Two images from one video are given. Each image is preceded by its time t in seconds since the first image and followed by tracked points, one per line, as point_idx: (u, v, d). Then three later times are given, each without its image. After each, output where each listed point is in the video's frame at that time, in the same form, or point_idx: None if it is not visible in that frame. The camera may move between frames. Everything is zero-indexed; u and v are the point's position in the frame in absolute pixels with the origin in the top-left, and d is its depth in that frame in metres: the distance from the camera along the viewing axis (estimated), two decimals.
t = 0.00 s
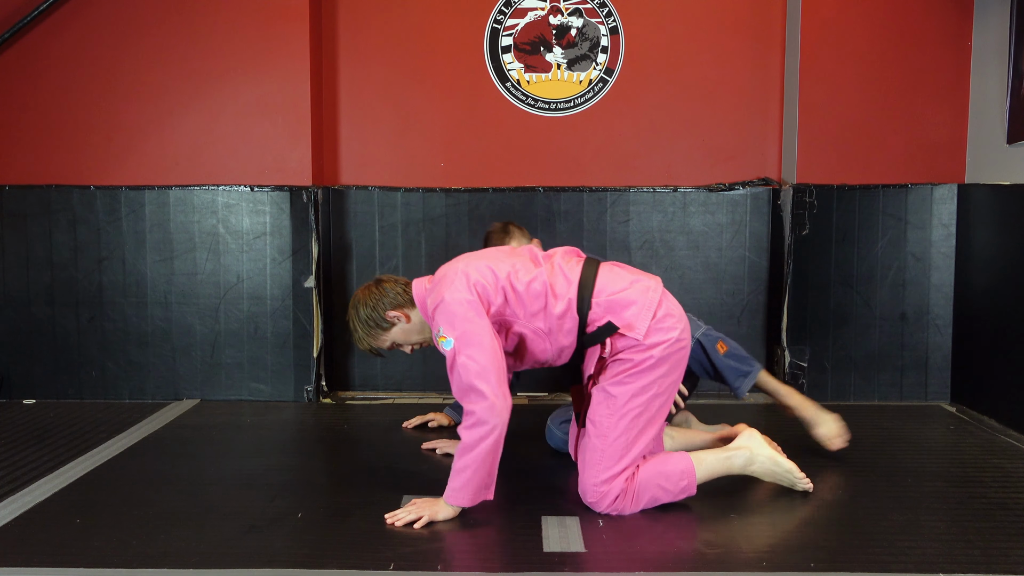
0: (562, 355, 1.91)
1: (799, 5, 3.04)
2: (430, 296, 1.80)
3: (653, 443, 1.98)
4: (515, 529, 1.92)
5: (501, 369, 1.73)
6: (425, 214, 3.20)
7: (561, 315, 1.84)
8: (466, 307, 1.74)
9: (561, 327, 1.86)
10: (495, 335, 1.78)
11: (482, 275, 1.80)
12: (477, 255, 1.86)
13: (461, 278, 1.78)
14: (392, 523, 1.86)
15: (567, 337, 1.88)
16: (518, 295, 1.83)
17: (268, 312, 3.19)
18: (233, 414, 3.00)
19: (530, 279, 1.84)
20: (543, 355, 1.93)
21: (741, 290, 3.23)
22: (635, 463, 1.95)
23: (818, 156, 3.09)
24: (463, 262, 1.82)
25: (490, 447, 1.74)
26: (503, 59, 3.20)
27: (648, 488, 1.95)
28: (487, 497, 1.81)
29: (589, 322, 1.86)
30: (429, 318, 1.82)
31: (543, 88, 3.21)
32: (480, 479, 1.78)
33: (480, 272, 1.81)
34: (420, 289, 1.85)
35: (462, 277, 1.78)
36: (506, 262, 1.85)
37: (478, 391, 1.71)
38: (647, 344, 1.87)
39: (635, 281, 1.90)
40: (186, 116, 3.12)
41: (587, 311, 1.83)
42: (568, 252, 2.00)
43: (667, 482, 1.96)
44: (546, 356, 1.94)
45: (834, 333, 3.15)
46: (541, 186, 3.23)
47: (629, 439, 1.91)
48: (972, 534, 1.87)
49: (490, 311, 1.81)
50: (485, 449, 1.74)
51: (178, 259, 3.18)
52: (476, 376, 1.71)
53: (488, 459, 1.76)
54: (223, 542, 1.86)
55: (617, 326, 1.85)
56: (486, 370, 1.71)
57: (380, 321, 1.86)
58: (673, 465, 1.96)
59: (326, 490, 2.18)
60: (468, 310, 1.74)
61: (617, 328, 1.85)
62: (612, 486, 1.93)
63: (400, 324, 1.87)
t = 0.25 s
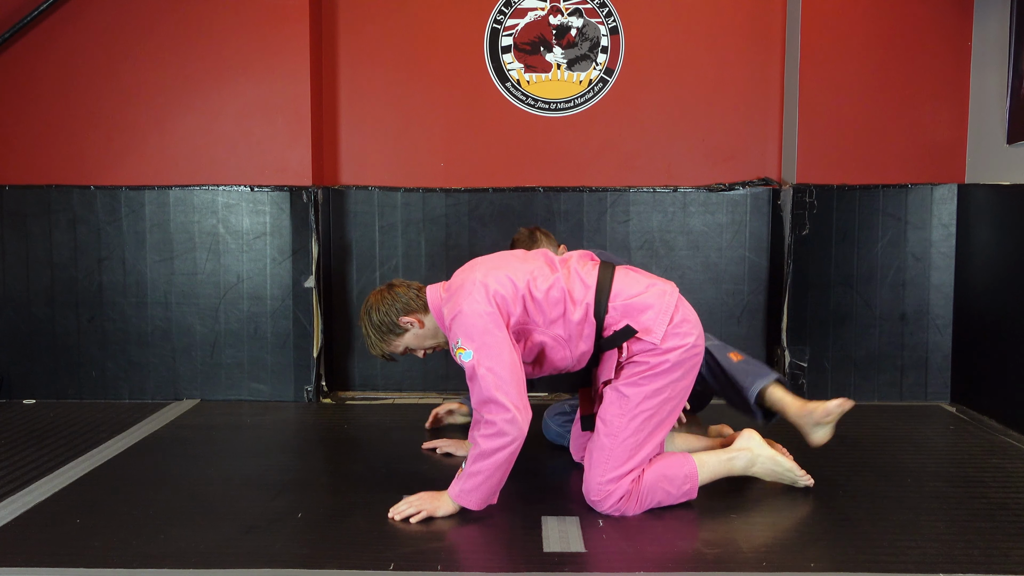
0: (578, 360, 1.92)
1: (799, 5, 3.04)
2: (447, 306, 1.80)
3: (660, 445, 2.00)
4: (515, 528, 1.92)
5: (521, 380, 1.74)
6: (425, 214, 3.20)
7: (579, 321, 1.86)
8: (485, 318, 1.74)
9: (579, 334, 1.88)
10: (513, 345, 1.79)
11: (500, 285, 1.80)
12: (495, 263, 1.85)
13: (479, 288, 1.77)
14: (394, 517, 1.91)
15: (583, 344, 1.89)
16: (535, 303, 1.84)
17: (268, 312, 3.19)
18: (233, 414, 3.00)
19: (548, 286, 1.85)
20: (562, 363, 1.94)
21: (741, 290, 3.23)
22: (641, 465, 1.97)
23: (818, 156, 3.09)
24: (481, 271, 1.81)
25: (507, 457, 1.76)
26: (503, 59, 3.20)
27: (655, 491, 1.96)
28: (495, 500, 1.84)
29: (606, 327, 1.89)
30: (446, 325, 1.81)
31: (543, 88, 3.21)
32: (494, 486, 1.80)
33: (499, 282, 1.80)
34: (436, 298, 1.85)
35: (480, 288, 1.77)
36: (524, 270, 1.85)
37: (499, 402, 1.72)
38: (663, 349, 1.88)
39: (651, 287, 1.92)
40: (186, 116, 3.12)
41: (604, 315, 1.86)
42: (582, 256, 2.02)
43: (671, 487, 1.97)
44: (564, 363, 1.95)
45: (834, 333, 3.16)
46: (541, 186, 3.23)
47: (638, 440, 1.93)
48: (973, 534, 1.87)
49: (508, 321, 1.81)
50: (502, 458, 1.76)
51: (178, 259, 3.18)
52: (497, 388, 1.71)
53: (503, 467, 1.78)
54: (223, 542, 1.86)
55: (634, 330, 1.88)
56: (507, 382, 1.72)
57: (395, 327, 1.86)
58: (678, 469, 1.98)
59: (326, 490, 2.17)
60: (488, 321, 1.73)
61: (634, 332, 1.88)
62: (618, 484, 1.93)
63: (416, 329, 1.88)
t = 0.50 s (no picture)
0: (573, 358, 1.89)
1: (799, 5, 3.04)
2: (442, 304, 1.77)
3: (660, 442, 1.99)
4: (515, 529, 1.92)
5: (512, 378, 1.75)
6: (425, 214, 3.20)
7: (573, 319, 1.82)
8: (478, 317, 1.72)
9: (573, 332, 1.84)
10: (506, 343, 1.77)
11: (495, 283, 1.76)
12: (490, 261, 1.82)
13: (474, 285, 1.74)
14: (388, 509, 1.95)
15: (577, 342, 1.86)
16: (529, 301, 1.80)
17: (268, 312, 3.19)
18: (234, 414, 3.00)
19: (542, 283, 1.80)
20: (554, 361, 1.90)
21: (741, 290, 3.23)
22: (642, 466, 1.97)
23: (818, 156, 3.09)
24: (476, 269, 1.78)
25: (499, 453, 1.79)
26: (503, 59, 3.20)
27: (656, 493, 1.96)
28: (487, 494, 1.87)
29: (600, 325, 1.84)
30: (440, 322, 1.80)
31: (543, 88, 3.21)
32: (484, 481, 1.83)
33: (493, 279, 1.77)
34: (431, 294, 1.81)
35: (475, 286, 1.74)
36: (518, 267, 1.81)
37: (490, 401, 1.73)
38: (659, 347, 1.85)
39: (647, 285, 1.88)
40: (186, 116, 3.12)
41: (599, 314, 1.80)
42: (575, 251, 1.96)
43: (671, 488, 1.98)
44: (558, 362, 1.92)
45: (833, 333, 3.16)
46: (541, 187, 3.23)
47: (637, 439, 1.92)
48: (973, 534, 1.87)
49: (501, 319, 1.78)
50: (492, 455, 1.79)
51: (178, 259, 3.18)
52: (489, 387, 1.72)
53: (494, 464, 1.81)
54: (223, 542, 1.86)
55: (629, 329, 1.83)
56: (499, 381, 1.72)
57: (392, 327, 1.84)
58: (679, 471, 1.99)
59: (326, 490, 2.18)
60: (481, 320, 1.71)
61: (629, 331, 1.83)
62: (620, 485, 1.92)
63: (411, 328, 1.85)
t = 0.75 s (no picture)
0: (552, 353, 1.90)
1: (799, 5, 3.04)
2: (422, 289, 1.80)
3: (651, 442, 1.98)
4: (515, 528, 1.92)
5: (488, 365, 1.76)
6: (425, 214, 3.20)
7: (552, 313, 1.82)
8: (456, 301, 1.74)
9: (551, 325, 1.83)
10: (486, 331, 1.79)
11: (475, 270, 1.80)
12: (472, 252, 1.86)
13: (454, 271, 1.78)
14: (387, 509, 1.96)
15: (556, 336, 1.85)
16: (509, 292, 1.82)
17: (268, 312, 3.19)
18: (234, 414, 3.00)
19: (522, 275, 1.82)
20: (532, 353, 1.92)
21: (741, 290, 3.23)
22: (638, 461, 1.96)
23: (818, 156, 3.09)
24: (457, 256, 1.81)
25: (478, 440, 1.78)
26: (503, 59, 3.20)
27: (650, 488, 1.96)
28: (476, 487, 1.85)
29: (580, 323, 1.84)
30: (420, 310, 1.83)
31: (543, 88, 3.21)
32: (468, 471, 1.82)
33: (473, 267, 1.80)
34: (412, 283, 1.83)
35: (455, 271, 1.77)
36: (500, 259, 1.84)
37: (465, 385, 1.73)
38: (640, 343, 1.86)
39: (627, 281, 1.87)
40: (186, 116, 3.12)
41: (577, 311, 1.81)
42: (562, 250, 1.99)
43: (669, 484, 1.98)
44: (535, 354, 1.93)
45: (834, 333, 3.15)
46: (541, 187, 3.23)
47: (629, 436, 1.91)
48: (973, 534, 1.87)
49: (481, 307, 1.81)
50: (473, 445, 1.78)
51: (178, 259, 3.18)
52: (464, 371, 1.73)
53: (476, 451, 1.79)
54: (222, 542, 1.85)
55: (609, 325, 1.83)
56: (474, 365, 1.73)
57: (373, 315, 1.83)
58: (674, 466, 1.99)
59: (326, 490, 2.17)
60: (460, 304, 1.74)
61: (608, 328, 1.83)
62: (616, 483, 1.92)
63: (393, 317, 1.85)
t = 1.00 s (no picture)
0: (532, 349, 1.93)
1: (799, 5, 3.04)
2: (404, 281, 1.81)
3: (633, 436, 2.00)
4: (515, 528, 1.92)
5: (471, 358, 1.77)
6: (425, 214, 3.20)
7: (533, 308, 1.85)
8: (440, 293, 1.76)
9: (532, 320, 1.86)
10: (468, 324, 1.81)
11: (458, 262, 1.82)
12: (454, 245, 1.88)
13: (437, 262, 1.80)
14: (387, 510, 1.96)
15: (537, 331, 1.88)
16: (491, 286, 1.84)
17: (268, 312, 3.19)
18: (234, 414, 3.00)
19: (504, 269, 1.85)
20: (512, 347, 1.93)
21: (741, 290, 3.23)
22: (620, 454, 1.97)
23: (818, 156, 3.09)
24: (439, 249, 1.83)
25: (465, 433, 1.78)
26: (503, 59, 3.20)
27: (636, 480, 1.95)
28: (467, 482, 1.84)
29: (561, 318, 1.88)
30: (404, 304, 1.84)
31: (542, 88, 3.21)
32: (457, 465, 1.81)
33: (456, 259, 1.82)
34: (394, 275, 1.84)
35: (438, 262, 1.79)
36: (482, 252, 1.87)
37: (449, 376, 1.74)
38: (621, 339, 1.89)
39: (606, 277, 1.92)
40: (186, 117, 3.12)
41: (558, 307, 1.85)
42: (542, 247, 2.02)
43: (658, 469, 1.95)
44: (515, 349, 1.95)
45: (834, 333, 3.15)
46: (541, 186, 3.23)
47: (611, 429, 1.93)
48: (973, 535, 1.87)
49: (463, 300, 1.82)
50: (458, 437, 1.78)
51: (178, 259, 3.18)
52: (447, 363, 1.74)
53: (464, 445, 1.79)
54: (222, 542, 1.86)
55: (589, 321, 1.87)
56: (456, 357, 1.74)
57: (352, 303, 1.82)
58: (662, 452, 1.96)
59: (326, 490, 2.17)
60: (443, 295, 1.75)
61: (589, 323, 1.87)
62: (600, 472, 1.94)
63: (371, 305, 1.84)
